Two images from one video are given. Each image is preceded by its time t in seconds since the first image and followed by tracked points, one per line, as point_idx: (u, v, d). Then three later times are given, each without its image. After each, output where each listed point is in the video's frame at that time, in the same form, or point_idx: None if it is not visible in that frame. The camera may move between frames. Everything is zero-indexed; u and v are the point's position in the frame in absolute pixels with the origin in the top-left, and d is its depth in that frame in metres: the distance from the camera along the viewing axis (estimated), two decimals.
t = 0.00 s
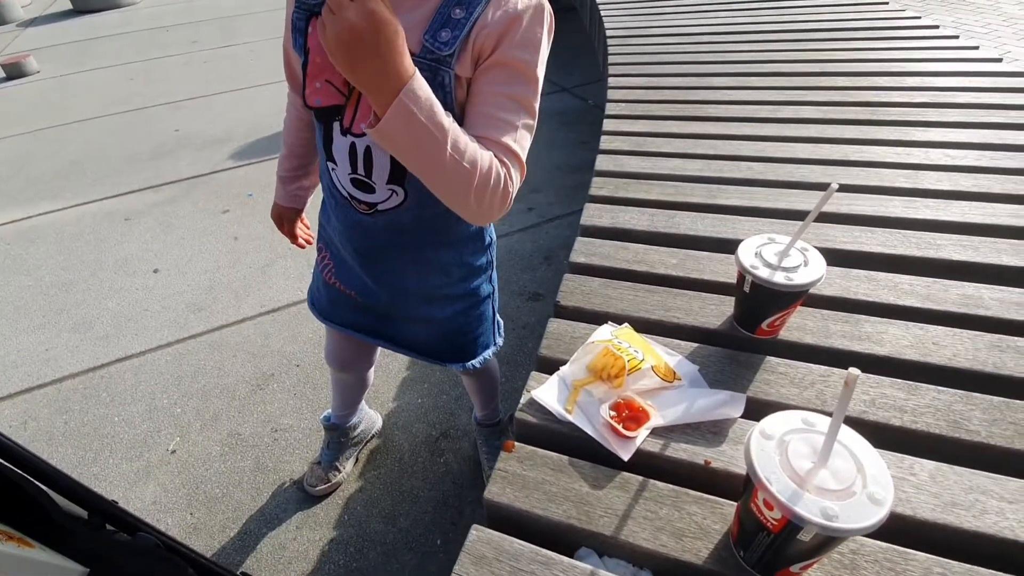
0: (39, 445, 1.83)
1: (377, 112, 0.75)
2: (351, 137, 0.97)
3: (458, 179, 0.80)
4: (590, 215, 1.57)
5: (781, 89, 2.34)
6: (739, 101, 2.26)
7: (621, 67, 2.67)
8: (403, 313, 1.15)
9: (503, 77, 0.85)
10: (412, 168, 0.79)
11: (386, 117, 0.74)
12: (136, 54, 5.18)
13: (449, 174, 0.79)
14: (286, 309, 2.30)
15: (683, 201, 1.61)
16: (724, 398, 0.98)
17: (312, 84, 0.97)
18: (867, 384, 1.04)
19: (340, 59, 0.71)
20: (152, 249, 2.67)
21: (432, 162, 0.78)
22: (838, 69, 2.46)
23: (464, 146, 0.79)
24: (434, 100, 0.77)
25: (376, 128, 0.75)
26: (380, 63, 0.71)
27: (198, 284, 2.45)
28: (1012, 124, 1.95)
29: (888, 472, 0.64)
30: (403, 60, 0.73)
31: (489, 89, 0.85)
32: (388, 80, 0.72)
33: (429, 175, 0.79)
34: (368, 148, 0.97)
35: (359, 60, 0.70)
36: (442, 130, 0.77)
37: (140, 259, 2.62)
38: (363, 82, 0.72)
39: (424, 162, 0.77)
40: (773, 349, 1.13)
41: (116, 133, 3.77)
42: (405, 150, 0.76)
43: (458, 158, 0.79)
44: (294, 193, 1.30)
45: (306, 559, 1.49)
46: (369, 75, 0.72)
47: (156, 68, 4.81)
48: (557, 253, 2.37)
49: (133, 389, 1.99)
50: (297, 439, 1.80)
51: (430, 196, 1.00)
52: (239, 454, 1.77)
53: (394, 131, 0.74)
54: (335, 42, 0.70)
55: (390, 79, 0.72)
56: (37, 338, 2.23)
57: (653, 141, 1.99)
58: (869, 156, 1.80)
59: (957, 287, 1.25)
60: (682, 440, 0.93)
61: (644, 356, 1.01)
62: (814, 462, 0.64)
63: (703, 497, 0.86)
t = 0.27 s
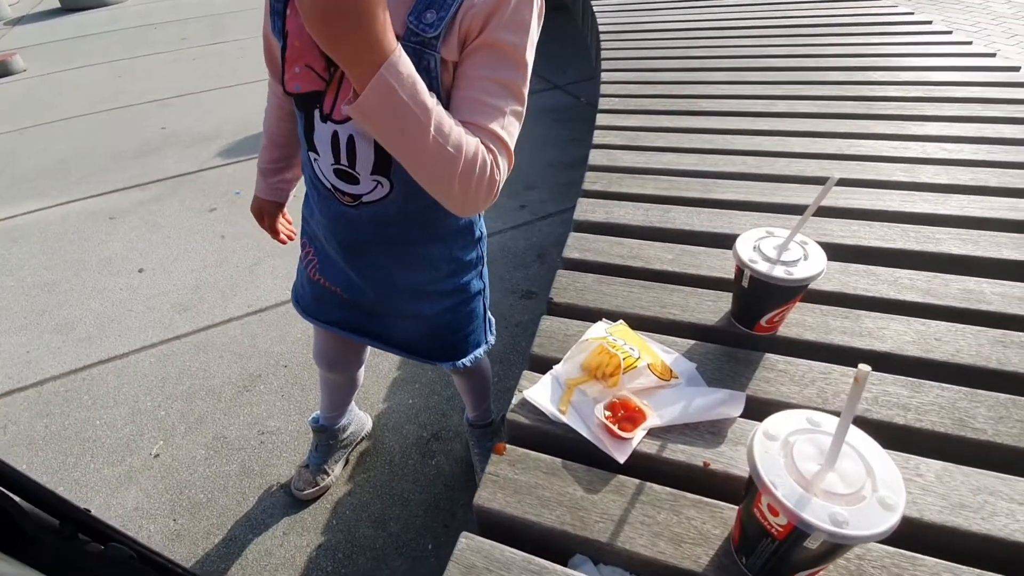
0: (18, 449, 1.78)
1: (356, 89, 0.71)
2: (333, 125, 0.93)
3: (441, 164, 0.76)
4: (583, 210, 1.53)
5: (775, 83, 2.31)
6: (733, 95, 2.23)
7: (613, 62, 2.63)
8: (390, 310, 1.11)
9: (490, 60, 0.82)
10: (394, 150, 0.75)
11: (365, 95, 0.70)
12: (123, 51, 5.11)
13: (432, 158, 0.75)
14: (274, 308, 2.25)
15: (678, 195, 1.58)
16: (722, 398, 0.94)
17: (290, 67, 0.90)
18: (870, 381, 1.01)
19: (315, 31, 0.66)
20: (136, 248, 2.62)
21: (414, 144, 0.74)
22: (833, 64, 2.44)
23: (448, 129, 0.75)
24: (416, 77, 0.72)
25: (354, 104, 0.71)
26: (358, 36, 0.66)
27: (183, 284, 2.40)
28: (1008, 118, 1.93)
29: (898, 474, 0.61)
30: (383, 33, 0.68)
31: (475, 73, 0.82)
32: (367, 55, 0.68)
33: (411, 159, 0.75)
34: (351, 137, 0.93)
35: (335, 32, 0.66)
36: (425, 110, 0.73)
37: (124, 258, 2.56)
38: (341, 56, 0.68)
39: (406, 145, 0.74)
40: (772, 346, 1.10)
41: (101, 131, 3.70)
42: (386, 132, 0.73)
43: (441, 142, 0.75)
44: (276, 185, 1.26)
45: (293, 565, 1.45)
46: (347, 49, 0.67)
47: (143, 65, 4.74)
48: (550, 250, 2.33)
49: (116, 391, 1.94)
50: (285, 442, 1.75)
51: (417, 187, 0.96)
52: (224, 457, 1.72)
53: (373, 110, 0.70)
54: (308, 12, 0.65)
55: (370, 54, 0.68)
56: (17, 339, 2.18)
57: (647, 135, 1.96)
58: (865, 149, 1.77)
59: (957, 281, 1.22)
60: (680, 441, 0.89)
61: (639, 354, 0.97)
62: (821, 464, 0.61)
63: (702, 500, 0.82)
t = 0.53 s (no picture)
0: None
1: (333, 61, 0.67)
2: (313, 114, 0.89)
3: (421, 146, 0.71)
4: (578, 205, 1.49)
5: (771, 76, 2.27)
6: (729, 88, 2.19)
7: (607, 55, 2.59)
8: (378, 310, 1.07)
9: (476, 41, 0.78)
10: (372, 129, 0.71)
11: (342, 66, 0.66)
12: (110, 51, 5.04)
13: (412, 138, 0.71)
14: (263, 309, 2.20)
15: (675, 189, 1.54)
16: (725, 397, 0.91)
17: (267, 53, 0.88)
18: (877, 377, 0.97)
19: None
20: (122, 250, 2.56)
21: (394, 123, 0.69)
22: (829, 56, 2.41)
23: (430, 109, 0.71)
24: (399, 53, 0.69)
25: (330, 76, 0.67)
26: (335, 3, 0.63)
27: (170, 286, 2.35)
28: (1008, 108, 1.90)
29: (917, 478, 0.57)
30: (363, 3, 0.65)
31: (460, 54, 0.78)
32: (346, 23, 0.64)
33: (391, 139, 0.71)
34: (332, 127, 0.89)
35: None
36: (406, 86, 0.69)
37: (110, 260, 2.51)
38: (317, 25, 0.64)
39: (385, 122, 0.69)
40: (774, 343, 1.06)
41: (87, 131, 3.64)
42: (363, 108, 0.68)
43: (423, 122, 0.71)
44: (260, 182, 1.22)
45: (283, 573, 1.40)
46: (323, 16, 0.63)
47: (131, 64, 4.68)
48: (544, 247, 2.29)
49: (100, 397, 1.89)
50: (275, 446, 1.71)
51: (403, 180, 0.92)
52: (212, 463, 1.67)
53: (350, 83, 0.66)
54: None
55: (348, 23, 0.64)
56: None
57: (642, 129, 1.92)
58: (864, 141, 1.74)
59: (963, 274, 1.19)
60: (681, 443, 0.86)
61: (638, 353, 0.93)
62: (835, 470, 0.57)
63: (705, 506, 0.78)
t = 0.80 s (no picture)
0: None
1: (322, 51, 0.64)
2: (303, 112, 0.87)
3: (413, 142, 0.69)
4: (577, 204, 1.47)
5: (770, 73, 2.25)
6: (727, 85, 2.17)
7: (604, 52, 2.57)
8: (372, 313, 1.05)
9: (469, 35, 0.76)
10: (362, 124, 0.68)
11: (330, 56, 0.63)
12: (100, 48, 4.98)
13: (403, 133, 0.68)
14: (256, 310, 2.17)
15: (674, 188, 1.52)
16: (730, 402, 0.88)
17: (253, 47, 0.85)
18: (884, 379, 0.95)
19: None
20: (113, 250, 2.52)
21: (384, 117, 0.67)
22: (828, 53, 2.39)
23: (422, 104, 0.69)
24: (392, 46, 0.66)
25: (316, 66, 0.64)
26: None
27: (162, 286, 2.31)
28: (1007, 106, 1.89)
29: (932, 487, 0.55)
30: None
31: (453, 49, 0.76)
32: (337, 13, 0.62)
33: (381, 134, 0.68)
34: (322, 125, 0.87)
35: None
36: (397, 79, 0.66)
37: (100, 261, 2.47)
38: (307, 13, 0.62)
39: (375, 116, 0.67)
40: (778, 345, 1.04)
41: (77, 130, 3.59)
42: (352, 100, 0.66)
43: (414, 116, 0.68)
44: (251, 180, 1.19)
45: None
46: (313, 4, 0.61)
47: (121, 61, 4.62)
48: (542, 246, 2.27)
49: (90, 400, 1.86)
50: (268, 450, 1.68)
51: (396, 180, 0.90)
52: (204, 467, 1.65)
53: (339, 74, 0.64)
54: None
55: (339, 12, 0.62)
56: None
57: (641, 126, 1.90)
58: (864, 138, 1.72)
59: (967, 273, 1.17)
60: (686, 449, 0.83)
61: (641, 356, 0.91)
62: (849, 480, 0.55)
63: (712, 514, 0.76)
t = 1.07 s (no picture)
0: None
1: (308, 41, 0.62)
2: (286, 109, 0.84)
3: (401, 139, 0.66)
4: (572, 202, 1.44)
5: (764, 69, 2.24)
6: (722, 81, 2.16)
7: (596, 48, 2.55)
8: (359, 317, 1.02)
9: (459, 28, 0.73)
10: (348, 119, 0.65)
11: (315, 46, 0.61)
12: (87, 47, 4.91)
13: (390, 128, 0.66)
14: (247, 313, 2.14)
15: (670, 185, 1.50)
16: (729, 404, 0.86)
17: (234, 41, 0.84)
18: (886, 378, 0.94)
19: None
20: (100, 252, 2.48)
21: (371, 111, 0.64)
22: (821, 49, 2.38)
23: (412, 99, 0.66)
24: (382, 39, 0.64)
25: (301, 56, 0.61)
26: None
27: (150, 289, 2.27)
28: (1001, 101, 1.88)
29: (942, 494, 0.54)
30: None
31: (442, 43, 0.73)
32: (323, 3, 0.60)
33: (367, 129, 0.65)
34: (305, 123, 0.84)
35: None
36: (386, 71, 0.64)
37: (87, 263, 2.43)
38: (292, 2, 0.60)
39: (361, 110, 0.64)
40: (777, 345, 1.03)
41: (63, 130, 3.53)
42: (338, 93, 0.63)
43: (402, 111, 0.65)
44: (234, 180, 1.17)
45: None
46: None
47: (108, 61, 4.56)
48: (536, 245, 2.25)
49: (77, 406, 1.82)
50: (260, 455, 1.65)
51: (382, 180, 0.87)
52: (194, 473, 1.61)
53: (324, 64, 0.61)
54: None
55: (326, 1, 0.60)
56: None
57: (635, 123, 1.88)
58: (859, 134, 1.71)
59: (967, 270, 1.16)
60: (685, 453, 0.81)
61: (638, 358, 0.89)
62: (858, 487, 0.53)
63: (712, 520, 0.75)
